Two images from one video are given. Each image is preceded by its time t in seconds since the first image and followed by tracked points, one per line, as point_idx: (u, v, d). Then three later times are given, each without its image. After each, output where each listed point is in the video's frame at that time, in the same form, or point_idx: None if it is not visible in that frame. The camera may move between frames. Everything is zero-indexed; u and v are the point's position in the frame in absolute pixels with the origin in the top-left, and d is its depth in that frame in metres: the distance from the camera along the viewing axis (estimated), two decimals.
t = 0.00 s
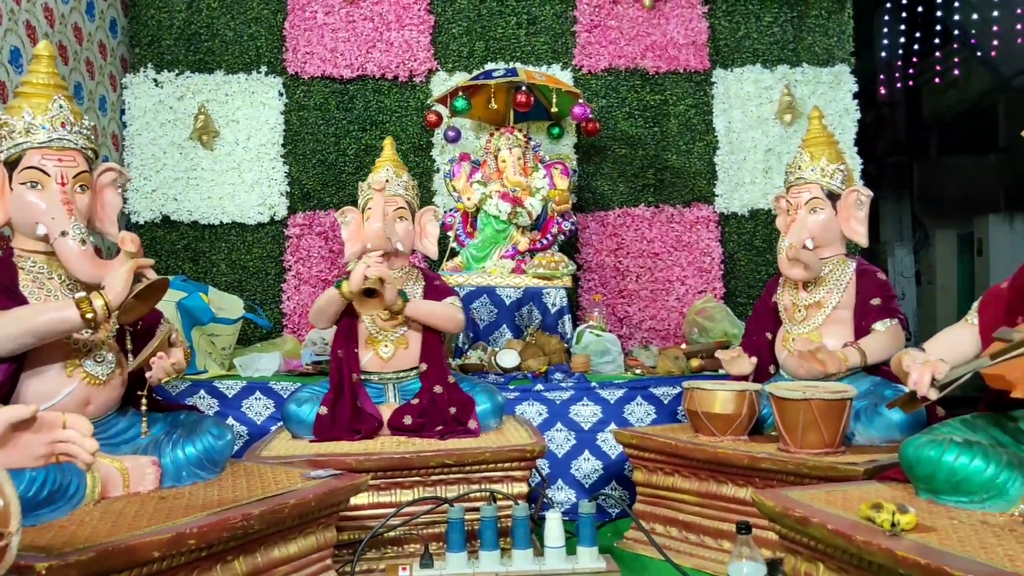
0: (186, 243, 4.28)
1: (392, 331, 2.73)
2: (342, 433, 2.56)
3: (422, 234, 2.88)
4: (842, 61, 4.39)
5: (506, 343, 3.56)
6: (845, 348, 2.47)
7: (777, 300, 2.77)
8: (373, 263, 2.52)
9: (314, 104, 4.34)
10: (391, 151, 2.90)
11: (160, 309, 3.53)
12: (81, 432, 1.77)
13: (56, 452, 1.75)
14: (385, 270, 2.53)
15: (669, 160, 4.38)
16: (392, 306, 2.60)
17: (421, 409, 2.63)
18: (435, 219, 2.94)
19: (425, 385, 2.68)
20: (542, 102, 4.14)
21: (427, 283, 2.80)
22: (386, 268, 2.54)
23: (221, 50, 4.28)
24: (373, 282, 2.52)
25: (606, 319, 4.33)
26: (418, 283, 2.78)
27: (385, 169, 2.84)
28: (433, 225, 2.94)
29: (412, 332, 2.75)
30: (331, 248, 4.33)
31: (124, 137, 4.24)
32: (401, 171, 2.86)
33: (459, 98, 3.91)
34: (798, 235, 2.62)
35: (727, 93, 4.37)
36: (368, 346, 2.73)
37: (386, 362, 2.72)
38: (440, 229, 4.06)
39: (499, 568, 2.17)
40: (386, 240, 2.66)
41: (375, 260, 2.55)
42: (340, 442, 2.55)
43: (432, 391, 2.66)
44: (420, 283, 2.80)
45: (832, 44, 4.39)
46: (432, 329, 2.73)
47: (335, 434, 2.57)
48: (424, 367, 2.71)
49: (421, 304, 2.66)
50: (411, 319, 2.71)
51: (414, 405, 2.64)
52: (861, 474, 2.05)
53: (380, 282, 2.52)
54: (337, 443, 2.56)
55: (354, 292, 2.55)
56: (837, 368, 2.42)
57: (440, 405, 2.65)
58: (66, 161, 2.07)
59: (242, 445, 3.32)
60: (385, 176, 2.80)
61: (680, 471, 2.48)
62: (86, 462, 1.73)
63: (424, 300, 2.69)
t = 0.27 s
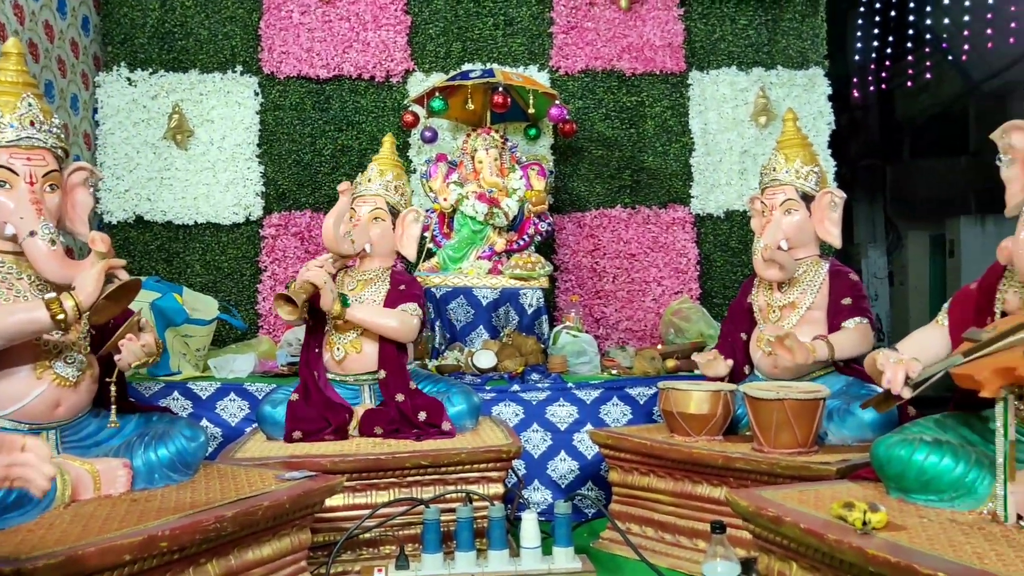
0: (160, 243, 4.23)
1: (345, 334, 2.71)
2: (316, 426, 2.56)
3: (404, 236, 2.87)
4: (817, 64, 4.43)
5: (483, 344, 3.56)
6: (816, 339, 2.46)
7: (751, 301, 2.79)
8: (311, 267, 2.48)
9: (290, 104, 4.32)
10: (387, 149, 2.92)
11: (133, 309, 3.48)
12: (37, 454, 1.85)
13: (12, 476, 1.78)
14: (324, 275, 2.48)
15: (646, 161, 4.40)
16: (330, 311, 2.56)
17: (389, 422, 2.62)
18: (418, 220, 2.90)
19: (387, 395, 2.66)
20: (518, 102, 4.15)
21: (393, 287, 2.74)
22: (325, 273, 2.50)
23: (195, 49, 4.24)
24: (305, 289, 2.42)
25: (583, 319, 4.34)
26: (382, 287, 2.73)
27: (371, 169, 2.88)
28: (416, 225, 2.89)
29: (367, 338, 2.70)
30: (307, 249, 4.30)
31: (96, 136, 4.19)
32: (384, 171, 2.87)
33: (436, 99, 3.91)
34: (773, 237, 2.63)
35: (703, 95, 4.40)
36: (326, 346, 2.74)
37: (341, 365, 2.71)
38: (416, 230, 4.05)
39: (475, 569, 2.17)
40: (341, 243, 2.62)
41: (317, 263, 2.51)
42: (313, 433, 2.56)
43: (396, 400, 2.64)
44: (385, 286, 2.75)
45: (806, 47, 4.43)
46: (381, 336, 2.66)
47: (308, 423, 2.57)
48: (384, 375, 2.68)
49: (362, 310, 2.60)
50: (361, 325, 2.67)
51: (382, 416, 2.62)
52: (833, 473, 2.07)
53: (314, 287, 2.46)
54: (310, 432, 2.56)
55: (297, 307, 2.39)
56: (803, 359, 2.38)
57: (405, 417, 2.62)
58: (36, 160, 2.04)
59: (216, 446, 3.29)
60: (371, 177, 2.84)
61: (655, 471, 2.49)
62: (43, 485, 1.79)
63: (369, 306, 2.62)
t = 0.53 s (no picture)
0: (135, 244, 4.19)
1: (364, 332, 2.69)
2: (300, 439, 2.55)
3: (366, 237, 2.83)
4: (793, 68, 4.47)
5: (461, 346, 3.55)
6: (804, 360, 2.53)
7: (728, 302, 2.81)
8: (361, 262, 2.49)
9: (267, 105, 4.29)
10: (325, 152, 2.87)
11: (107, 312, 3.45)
12: None
13: None
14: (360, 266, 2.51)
15: (624, 164, 4.42)
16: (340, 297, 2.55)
17: (382, 401, 2.65)
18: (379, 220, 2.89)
19: (386, 378, 2.69)
20: (497, 104, 4.15)
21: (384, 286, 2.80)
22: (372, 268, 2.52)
23: (171, 49, 4.21)
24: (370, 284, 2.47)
25: (562, 321, 4.35)
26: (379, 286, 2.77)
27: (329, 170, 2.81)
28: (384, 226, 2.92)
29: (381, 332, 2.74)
30: (284, 250, 4.28)
31: (70, 136, 4.14)
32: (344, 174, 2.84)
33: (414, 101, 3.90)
34: (750, 239, 2.66)
35: (680, 98, 4.42)
36: (341, 350, 2.67)
37: (361, 364, 2.69)
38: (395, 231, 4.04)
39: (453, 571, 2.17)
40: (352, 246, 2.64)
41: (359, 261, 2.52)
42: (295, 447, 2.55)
43: (396, 383, 2.67)
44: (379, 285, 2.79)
45: (782, 51, 4.47)
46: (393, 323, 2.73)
47: (292, 438, 2.56)
48: (391, 364, 2.72)
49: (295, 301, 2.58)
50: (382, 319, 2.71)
51: (375, 396, 2.65)
52: (808, 474, 2.09)
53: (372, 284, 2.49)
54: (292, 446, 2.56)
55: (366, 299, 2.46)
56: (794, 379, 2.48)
57: (400, 399, 2.65)
58: (7, 160, 2.01)
59: (192, 449, 3.23)
60: (328, 178, 2.77)
61: (633, 473, 2.50)
62: None
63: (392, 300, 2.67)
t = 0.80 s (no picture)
0: (110, 246, 4.14)
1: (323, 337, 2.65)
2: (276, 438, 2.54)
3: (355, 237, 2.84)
4: (769, 71, 4.51)
5: (439, 347, 3.55)
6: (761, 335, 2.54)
7: (705, 304, 2.83)
8: (304, 268, 2.48)
9: (244, 105, 4.26)
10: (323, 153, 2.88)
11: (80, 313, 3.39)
12: None
13: None
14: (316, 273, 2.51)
15: (602, 166, 4.43)
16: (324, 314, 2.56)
17: (353, 416, 2.61)
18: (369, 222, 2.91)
19: (359, 390, 2.65)
20: (475, 106, 4.15)
21: (359, 290, 2.75)
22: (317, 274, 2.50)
23: (147, 48, 4.17)
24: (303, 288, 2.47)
25: (540, 323, 4.36)
26: (351, 289, 2.73)
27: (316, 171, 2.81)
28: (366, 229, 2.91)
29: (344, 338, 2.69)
30: (261, 252, 4.25)
31: (42, 136, 4.09)
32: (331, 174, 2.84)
33: (392, 102, 3.89)
34: (728, 240, 2.68)
35: (658, 101, 4.45)
36: (299, 351, 2.66)
37: (318, 368, 2.66)
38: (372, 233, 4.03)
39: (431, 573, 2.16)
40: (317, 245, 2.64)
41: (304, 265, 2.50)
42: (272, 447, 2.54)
43: (365, 396, 2.64)
44: (352, 288, 2.75)
45: (759, 54, 4.51)
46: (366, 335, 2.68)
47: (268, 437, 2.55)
48: (359, 373, 2.68)
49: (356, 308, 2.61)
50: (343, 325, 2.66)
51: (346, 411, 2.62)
52: (784, 474, 2.10)
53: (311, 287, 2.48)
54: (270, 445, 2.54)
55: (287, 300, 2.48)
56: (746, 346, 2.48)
57: (372, 413, 2.61)
58: None
59: (167, 453, 3.21)
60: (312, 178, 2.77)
61: (611, 474, 2.50)
62: None
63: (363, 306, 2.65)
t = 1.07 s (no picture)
0: (82, 246, 4.08)
1: (279, 340, 2.65)
2: (243, 432, 2.52)
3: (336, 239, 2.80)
4: (745, 74, 4.54)
5: (416, 348, 3.53)
6: (749, 353, 2.58)
7: (682, 304, 2.84)
8: (248, 271, 2.42)
9: (219, 104, 4.22)
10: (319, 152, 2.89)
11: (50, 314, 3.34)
12: None
13: None
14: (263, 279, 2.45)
15: (580, 167, 4.44)
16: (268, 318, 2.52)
17: (319, 427, 2.58)
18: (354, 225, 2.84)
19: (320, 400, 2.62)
20: (453, 106, 4.14)
21: (326, 292, 2.70)
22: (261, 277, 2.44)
23: (120, 46, 4.11)
24: (239, 293, 2.43)
25: (517, 323, 4.36)
26: (315, 292, 2.69)
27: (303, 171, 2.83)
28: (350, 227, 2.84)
29: (302, 343, 2.65)
30: (236, 252, 4.21)
31: (12, 134, 4.02)
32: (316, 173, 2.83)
33: (369, 102, 3.87)
34: (704, 241, 2.69)
35: (635, 102, 4.46)
36: (258, 352, 2.67)
37: (275, 370, 2.65)
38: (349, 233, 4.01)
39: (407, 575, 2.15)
40: (275, 246, 2.61)
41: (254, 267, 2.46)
42: (241, 440, 2.52)
43: (327, 406, 2.60)
44: (319, 291, 2.70)
45: (735, 56, 4.54)
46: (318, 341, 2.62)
47: (234, 430, 2.52)
48: (317, 379, 2.63)
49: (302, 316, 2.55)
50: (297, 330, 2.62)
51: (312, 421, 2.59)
52: (759, 473, 2.11)
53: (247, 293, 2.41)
54: (238, 440, 2.51)
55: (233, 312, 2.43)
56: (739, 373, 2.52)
57: (337, 423, 2.58)
58: None
59: (140, 455, 3.17)
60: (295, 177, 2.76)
61: (588, 474, 2.51)
62: None
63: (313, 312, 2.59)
